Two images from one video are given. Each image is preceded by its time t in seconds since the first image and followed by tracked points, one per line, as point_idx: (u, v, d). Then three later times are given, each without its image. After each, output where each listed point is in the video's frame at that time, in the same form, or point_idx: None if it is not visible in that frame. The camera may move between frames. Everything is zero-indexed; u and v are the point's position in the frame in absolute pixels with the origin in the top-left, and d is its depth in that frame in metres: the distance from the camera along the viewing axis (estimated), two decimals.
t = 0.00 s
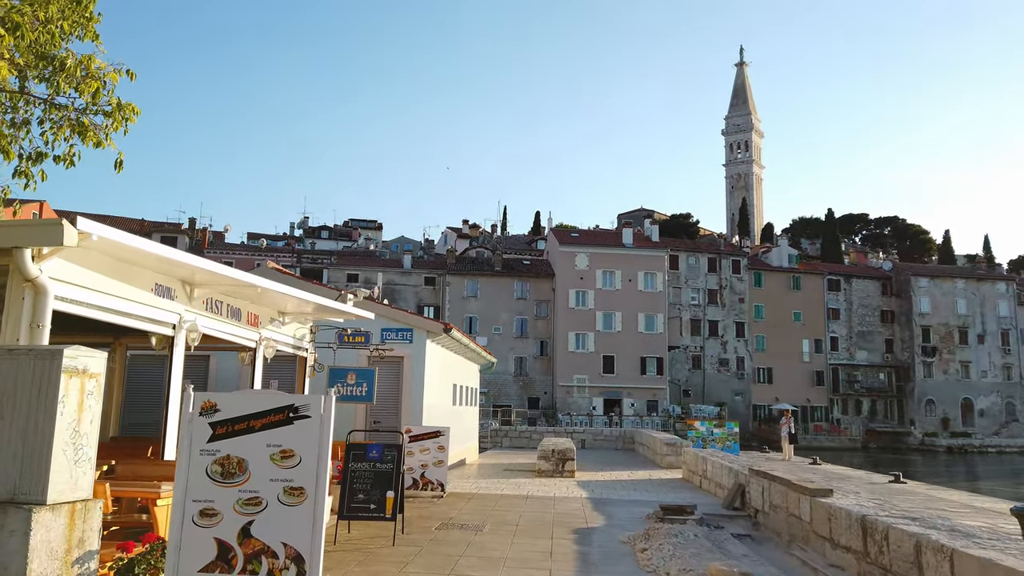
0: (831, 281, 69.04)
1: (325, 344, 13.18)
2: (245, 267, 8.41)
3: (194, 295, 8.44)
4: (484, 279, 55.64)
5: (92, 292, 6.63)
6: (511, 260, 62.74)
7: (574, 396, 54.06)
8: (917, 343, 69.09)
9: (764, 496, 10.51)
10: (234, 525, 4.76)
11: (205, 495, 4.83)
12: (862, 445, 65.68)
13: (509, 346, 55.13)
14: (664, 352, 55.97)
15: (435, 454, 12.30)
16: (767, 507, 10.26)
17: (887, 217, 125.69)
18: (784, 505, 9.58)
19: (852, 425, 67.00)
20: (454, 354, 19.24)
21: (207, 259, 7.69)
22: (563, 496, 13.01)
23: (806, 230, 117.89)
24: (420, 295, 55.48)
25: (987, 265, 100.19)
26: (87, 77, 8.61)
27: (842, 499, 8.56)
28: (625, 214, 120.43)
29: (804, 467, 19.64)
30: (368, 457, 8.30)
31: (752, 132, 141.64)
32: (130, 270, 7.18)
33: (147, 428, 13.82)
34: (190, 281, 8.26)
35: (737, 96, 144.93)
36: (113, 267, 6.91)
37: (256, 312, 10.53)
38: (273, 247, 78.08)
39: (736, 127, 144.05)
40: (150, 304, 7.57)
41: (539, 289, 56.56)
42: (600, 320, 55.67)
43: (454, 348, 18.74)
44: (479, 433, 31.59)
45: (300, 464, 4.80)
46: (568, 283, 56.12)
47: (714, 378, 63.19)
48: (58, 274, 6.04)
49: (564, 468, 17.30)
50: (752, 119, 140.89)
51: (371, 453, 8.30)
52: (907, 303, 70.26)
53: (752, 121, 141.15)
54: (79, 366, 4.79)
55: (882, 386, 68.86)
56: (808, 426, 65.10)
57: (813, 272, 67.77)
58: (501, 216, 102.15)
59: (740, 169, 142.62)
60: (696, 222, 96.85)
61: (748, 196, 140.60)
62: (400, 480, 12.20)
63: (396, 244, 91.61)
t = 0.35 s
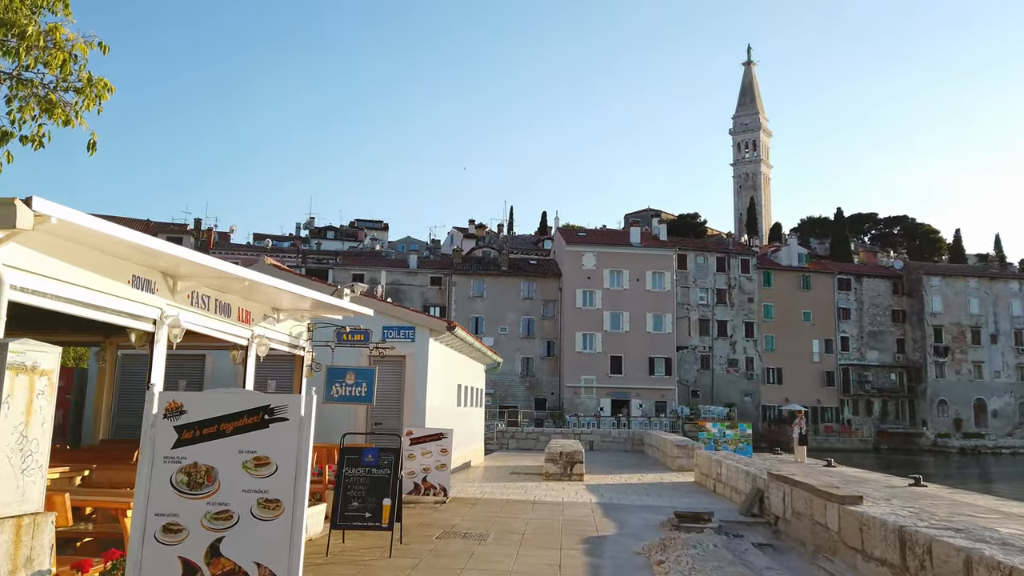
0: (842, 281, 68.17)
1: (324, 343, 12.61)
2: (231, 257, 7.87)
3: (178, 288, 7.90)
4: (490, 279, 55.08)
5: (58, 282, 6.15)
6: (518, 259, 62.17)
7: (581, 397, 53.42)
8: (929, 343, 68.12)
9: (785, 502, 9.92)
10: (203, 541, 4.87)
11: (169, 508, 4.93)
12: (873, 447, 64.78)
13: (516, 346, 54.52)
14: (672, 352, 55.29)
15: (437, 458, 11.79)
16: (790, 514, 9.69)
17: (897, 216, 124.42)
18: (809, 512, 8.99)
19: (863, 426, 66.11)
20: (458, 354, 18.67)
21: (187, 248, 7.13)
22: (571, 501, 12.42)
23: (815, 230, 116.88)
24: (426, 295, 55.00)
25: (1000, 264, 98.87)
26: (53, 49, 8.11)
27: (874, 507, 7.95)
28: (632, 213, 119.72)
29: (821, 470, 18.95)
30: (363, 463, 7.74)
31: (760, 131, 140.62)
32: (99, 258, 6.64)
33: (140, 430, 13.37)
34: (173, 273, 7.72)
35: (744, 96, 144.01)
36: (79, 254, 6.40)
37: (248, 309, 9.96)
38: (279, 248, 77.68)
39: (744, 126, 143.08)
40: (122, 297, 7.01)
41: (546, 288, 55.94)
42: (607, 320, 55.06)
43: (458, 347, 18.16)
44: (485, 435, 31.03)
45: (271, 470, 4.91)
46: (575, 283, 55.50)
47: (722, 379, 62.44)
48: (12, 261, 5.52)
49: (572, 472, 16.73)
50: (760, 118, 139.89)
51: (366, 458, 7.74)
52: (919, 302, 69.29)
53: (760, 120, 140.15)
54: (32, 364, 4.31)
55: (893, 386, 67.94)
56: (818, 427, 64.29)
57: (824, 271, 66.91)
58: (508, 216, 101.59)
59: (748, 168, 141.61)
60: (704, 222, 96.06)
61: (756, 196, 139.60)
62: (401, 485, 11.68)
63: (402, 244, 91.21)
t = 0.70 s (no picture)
0: (849, 279, 67.40)
1: (318, 339, 12.06)
2: (211, 247, 7.32)
3: (154, 277, 7.37)
4: (494, 278, 54.53)
5: (14, 268, 5.66)
6: (522, 259, 61.61)
7: (586, 398, 52.83)
8: (938, 342, 67.28)
9: (804, 506, 9.36)
10: (154, 556, 4.86)
11: (114, 522, 4.91)
12: (881, 447, 64.03)
13: (520, 346, 53.91)
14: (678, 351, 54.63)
15: (437, 459, 11.29)
16: (809, 519, 9.13)
17: (904, 216, 123.34)
18: (830, 518, 8.42)
19: (871, 426, 65.38)
20: (460, 353, 18.11)
21: (161, 236, 6.59)
22: (576, 505, 11.86)
23: (821, 229, 116.03)
24: (428, 294, 54.54)
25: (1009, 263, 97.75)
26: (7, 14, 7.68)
27: (903, 512, 7.37)
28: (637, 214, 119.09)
29: (834, 472, 18.25)
30: (352, 466, 7.21)
31: (765, 130, 139.73)
32: (58, 245, 6.14)
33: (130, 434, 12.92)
34: (148, 263, 7.21)
35: (749, 95, 143.06)
36: (37, 237, 5.90)
37: (234, 302, 9.46)
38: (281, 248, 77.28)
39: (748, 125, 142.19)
40: (89, 286, 6.49)
41: (550, 288, 55.38)
42: (612, 319, 54.45)
43: (460, 346, 17.61)
44: (488, 436, 30.47)
45: (233, 476, 4.93)
46: (579, 282, 54.91)
47: (729, 379, 61.73)
48: None
49: (577, 474, 16.17)
50: (765, 117, 138.98)
51: (356, 461, 7.22)
52: (927, 300, 68.45)
53: (765, 119, 139.23)
54: None
55: (901, 386, 67.14)
56: (826, 427, 63.57)
57: (831, 269, 66.19)
58: (512, 216, 100.90)
59: (753, 168, 140.81)
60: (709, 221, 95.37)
61: (761, 195, 138.76)
62: (398, 488, 11.14)
63: (406, 244, 90.67)
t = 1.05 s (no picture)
0: (855, 279, 66.73)
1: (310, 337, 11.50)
2: (186, 237, 6.78)
3: (125, 269, 6.83)
4: (496, 278, 53.97)
5: None
6: (524, 259, 61.04)
7: (590, 399, 52.24)
8: (945, 342, 66.51)
9: (824, 512, 8.79)
10: None
11: (41, 542, 4.84)
12: (888, 448, 63.31)
13: (523, 347, 53.34)
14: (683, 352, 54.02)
15: (433, 463, 10.72)
16: (830, 526, 8.54)
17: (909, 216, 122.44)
18: (854, 526, 7.84)
19: (878, 427, 64.66)
20: (461, 352, 17.54)
21: (130, 220, 6.04)
22: (580, 510, 11.31)
23: (826, 229, 115.24)
24: (430, 295, 54.04)
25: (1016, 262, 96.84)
26: None
27: (937, 521, 6.79)
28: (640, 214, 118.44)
29: (847, 475, 17.63)
30: (339, 472, 6.65)
31: (769, 130, 138.94)
32: (18, 233, 5.63)
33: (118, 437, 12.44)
34: (118, 252, 6.69)
35: (752, 95, 142.29)
36: None
37: (217, 296, 8.92)
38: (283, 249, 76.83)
39: (752, 125, 141.44)
40: (52, 278, 5.98)
41: (553, 288, 54.83)
42: (616, 320, 53.86)
43: (460, 345, 17.03)
44: (490, 438, 29.91)
45: (178, 488, 4.89)
46: (582, 282, 54.33)
47: (733, 380, 61.06)
48: None
49: (582, 477, 15.60)
50: (768, 117, 138.20)
51: (343, 465, 6.66)
52: (934, 300, 67.68)
53: (768, 119, 138.45)
54: None
55: (908, 387, 66.38)
56: (832, 428, 62.88)
57: (837, 269, 65.50)
58: (515, 217, 100.24)
59: (756, 168, 140.09)
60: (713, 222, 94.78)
61: (765, 195, 137.96)
62: (394, 493, 10.58)
63: (408, 245, 90.16)
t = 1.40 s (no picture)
0: (848, 282, 66.46)
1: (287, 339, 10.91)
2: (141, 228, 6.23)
3: (73, 264, 6.30)
4: (488, 282, 53.38)
5: None
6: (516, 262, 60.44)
7: (582, 403, 51.73)
8: (938, 346, 66.27)
9: (830, 525, 8.29)
10: None
11: None
12: (882, 453, 63.01)
13: (515, 350, 52.84)
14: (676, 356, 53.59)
15: (416, 472, 10.15)
16: (838, 540, 8.04)
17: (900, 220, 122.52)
18: (865, 541, 7.32)
19: (871, 431, 64.37)
20: (448, 356, 16.97)
21: (78, 208, 5.49)
22: (572, 522, 10.75)
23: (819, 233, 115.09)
24: (422, 298, 53.44)
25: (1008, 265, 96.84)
26: None
27: (956, 537, 6.29)
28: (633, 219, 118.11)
29: (847, 481, 17.12)
30: (307, 485, 6.09)
31: (761, 135, 138.79)
32: None
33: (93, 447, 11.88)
34: (66, 244, 6.16)
35: (745, 99, 142.15)
36: None
37: (184, 295, 8.37)
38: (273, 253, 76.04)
39: (744, 129, 141.25)
40: None
41: (545, 291, 54.33)
42: (608, 323, 53.37)
43: (448, 348, 16.46)
44: (481, 443, 29.32)
45: (78, 515, 4.75)
46: (575, 285, 53.81)
47: (726, 384, 60.65)
48: None
49: (574, 485, 15.06)
50: (760, 121, 138.03)
51: (313, 478, 6.09)
52: (927, 304, 67.47)
53: (760, 123, 138.27)
54: None
55: (901, 390, 66.10)
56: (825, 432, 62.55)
57: (830, 272, 65.25)
58: (508, 221, 99.71)
59: (749, 172, 139.99)
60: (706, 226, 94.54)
61: (757, 200, 137.81)
62: (375, 505, 10.04)
63: (400, 249, 89.49)
